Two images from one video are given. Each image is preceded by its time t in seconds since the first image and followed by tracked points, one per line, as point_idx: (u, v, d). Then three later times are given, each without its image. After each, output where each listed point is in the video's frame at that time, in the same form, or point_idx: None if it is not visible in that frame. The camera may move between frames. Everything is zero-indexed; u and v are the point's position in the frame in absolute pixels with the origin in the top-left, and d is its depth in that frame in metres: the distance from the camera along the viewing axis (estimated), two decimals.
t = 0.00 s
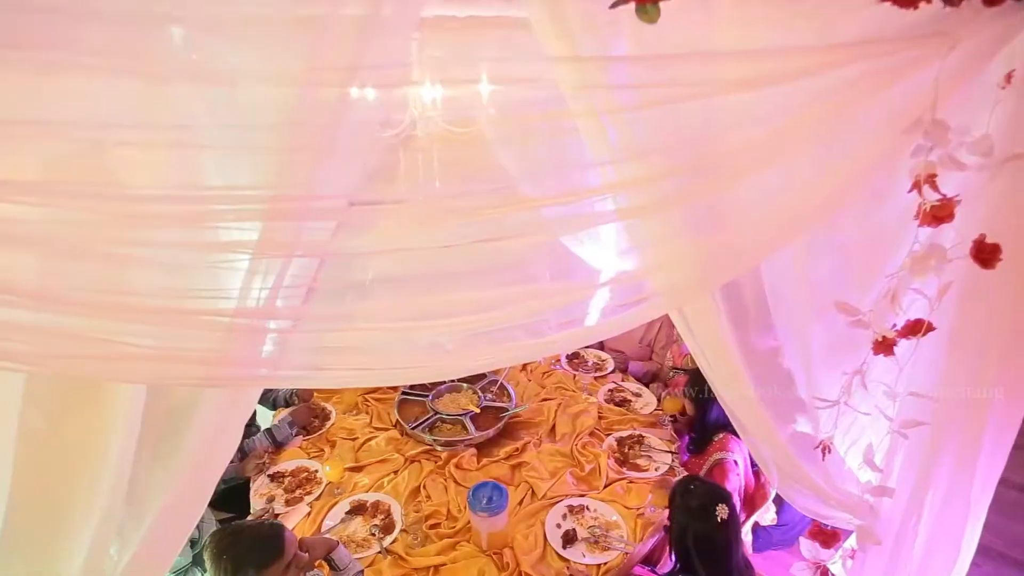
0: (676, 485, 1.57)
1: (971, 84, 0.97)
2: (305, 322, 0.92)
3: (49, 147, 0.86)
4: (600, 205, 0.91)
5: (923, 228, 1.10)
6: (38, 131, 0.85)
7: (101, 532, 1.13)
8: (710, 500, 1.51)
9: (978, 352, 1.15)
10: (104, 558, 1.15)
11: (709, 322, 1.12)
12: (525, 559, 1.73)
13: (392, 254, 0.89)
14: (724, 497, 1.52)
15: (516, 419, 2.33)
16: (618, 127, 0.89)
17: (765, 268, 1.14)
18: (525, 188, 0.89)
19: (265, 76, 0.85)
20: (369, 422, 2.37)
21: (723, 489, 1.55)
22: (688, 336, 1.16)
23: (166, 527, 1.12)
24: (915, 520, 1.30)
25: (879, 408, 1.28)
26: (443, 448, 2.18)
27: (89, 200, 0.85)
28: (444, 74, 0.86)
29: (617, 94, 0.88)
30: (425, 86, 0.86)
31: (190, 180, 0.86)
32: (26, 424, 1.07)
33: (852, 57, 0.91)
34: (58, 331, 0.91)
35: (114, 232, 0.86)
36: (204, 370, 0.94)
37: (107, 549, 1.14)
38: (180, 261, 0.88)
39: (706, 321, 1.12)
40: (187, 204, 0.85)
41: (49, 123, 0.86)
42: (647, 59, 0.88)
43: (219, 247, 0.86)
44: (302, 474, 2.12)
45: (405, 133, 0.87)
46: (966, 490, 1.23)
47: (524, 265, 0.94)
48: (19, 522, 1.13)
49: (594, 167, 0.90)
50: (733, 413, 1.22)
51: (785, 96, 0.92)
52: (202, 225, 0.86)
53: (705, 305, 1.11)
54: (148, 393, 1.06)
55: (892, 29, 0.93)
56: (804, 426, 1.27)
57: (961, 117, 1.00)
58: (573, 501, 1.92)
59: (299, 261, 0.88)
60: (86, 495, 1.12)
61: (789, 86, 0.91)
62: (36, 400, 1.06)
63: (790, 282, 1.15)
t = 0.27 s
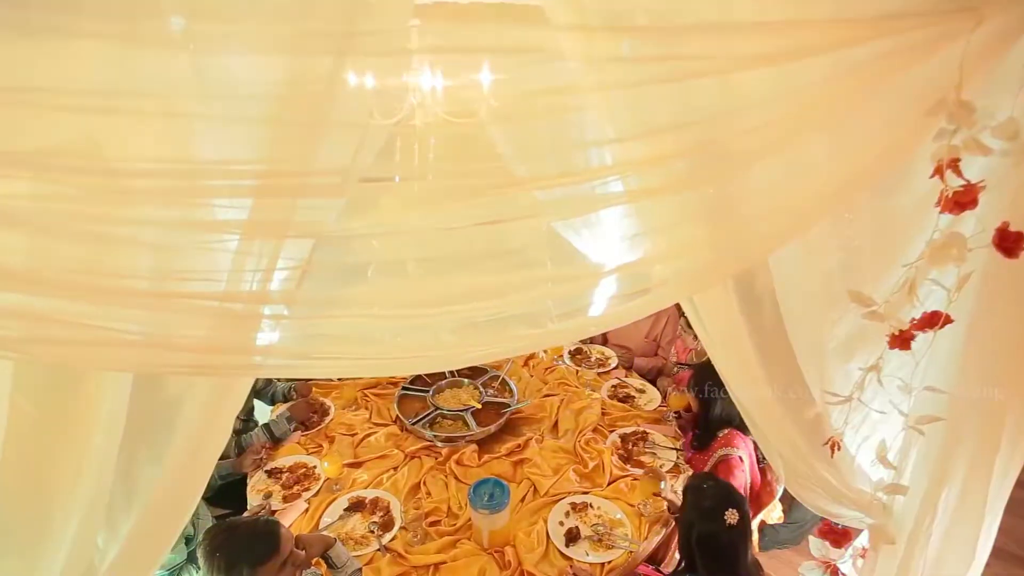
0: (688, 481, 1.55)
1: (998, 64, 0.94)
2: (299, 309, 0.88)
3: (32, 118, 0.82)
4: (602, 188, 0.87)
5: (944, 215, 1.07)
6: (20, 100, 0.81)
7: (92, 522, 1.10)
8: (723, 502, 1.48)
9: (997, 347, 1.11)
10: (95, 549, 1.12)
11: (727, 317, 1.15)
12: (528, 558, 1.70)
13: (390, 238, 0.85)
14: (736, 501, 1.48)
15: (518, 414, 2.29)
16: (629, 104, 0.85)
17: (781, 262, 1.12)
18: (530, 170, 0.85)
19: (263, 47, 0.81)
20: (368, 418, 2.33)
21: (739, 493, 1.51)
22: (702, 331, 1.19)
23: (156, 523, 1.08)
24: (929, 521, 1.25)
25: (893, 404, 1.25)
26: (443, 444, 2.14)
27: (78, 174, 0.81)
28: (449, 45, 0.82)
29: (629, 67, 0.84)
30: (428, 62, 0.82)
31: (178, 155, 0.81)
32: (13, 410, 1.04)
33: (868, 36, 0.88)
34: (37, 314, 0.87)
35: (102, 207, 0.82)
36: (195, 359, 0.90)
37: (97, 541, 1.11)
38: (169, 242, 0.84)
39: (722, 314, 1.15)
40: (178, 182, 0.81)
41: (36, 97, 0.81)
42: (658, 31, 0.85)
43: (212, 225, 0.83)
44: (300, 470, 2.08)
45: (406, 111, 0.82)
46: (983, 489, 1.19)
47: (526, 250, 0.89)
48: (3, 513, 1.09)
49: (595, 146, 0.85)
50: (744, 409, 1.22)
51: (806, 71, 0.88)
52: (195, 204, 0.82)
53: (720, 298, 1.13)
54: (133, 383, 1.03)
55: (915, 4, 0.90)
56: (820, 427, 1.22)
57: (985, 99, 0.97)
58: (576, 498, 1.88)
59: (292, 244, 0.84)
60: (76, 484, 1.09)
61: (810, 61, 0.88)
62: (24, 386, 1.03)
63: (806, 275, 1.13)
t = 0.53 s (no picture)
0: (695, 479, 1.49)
1: None
2: (290, 292, 0.84)
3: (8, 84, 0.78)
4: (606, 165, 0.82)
5: (969, 198, 1.04)
6: None
7: (79, 511, 1.06)
8: (733, 499, 1.42)
9: (1018, 337, 1.08)
10: (79, 539, 1.07)
11: (737, 304, 1.09)
12: (530, 556, 1.66)
13: (384, 217, 0.81)
14: (749, 499, 1.43)
15: (520, 410, 2.25)
16: (637, 77, 0.82)
17: (788, 251, 1.09)
18: (534, 147, 0.81)
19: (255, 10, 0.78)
20: (367, 414, 2.29)
21: (749, 489, 1.46)
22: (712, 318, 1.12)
23: (143, 512, 1.03)
24: (945, 518, 1.21)
25: (909, 398, 1.20)
26: (443, 440, 2.09)
27: (58, 146, 0.77)
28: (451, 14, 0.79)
29: (638, 37, 0.81)
30: (427, 32, 0.78)
31: (165, 125, 0.77)
32: None
33: (881, 8, 0.86)
34: (16, 294, 0.83)
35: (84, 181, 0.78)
36: (180, 342, 0.86)
37: (83, 530, 1.07)
38: (154, 218, 0.79)
39: (731, 300, 1.09)
40: (165, 154, 0.77)
41: (13, 65, 0.77)
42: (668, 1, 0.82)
43: (200, 201, 0.79)
44: (297, 466, 2.04)
45: (403, 82, 0.78)
46: (1003, 485, 1.15)
47: (527, 231, 0.85)
48: None
49: (601, 121, 0.81)
50: (754, 402, 1.17)
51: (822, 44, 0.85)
52: (183, 178, 0.78)
53: (732, 283, 1.07)
54: (116, 368, 1.00)
55: None
56: (835, 425, 1.19)
57: (1012, 77, 0.92)
58: (579, 495, 1.84)
59: (282, 220, 0.80)
60: (62, 470, 1.05)
61: (833, 33, 0.85)
62: (9, 368, 1.00)
63: (814, 268, 1.11)
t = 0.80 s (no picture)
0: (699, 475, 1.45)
1: None
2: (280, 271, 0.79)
3: None
4: (614, 139, 0.79)
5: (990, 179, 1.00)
6: None
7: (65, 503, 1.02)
8: (739, 489, 1.39)
9: None
10: (65, 533, 1.03)
11: (749, 293, 1.05)
12: (531, 554, 1.61)
13: (378, 193, 0.77)
14: (755, 489, 1.39)
15: (521, 405, 2.21)
16: (645, 44, 0.78)
17: (801, 236, 1.05)
18: (539, 119, 0.76)
19: None
20: (365, 409, 2.25)
21: (754, 480, 1.43)
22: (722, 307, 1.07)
23: (130, 498, 1.00)
24: (960, 516, 1.17)
25: (926, 392, 1.17)
26: (442, 436, 2.06)
27: (41, 112, 0.74)
28: None
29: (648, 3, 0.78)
30: (427, 19, 0.75)
31: (150, 89, 0.74)
32: None
33: None
34: None
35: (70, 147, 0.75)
36: (164, 324, 0.81)
37: (73, 523, 1.03)
38: (139, 188, 0.76)
39: (744, 288, 1.04)
40: (149, 119, 0.74)
41: None
42: None
43: (188, 171, 0.75)
44: (294, 462, 2.00)
45: (401, 59, 0.74)
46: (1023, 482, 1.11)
47: (529, 209, 0.81)
48: None
49: (611, 91, 0.77)
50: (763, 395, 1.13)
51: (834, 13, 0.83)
52: (170, 147, 0.74)
53: (744, 269, 1.03)
54: (104, 348, 0.96)
55: None
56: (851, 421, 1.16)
57: None
58: (582, 492, 1.80)
59: (271, 193, 0.76)
60: (47, 454, 1.02)
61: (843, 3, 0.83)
62: None
63: (829, 255, 1.07)
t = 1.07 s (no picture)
0: (700, 471, 1.41)
1: None
2: (274, 245, 0.76)
3: None
4: (623, 108, 0.76)
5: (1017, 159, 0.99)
6: None
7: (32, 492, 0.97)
8: (746, 481, 1.34)
9: None
10: (30, 524, 0.98)
11: (771, 284, 0.99)
12: (533, 551, 1.56)
13: (371, 156, 0.73)
14: (762, 481, 1.35)
15: (522, 400, 2.17)
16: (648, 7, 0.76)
17: (824, 220, 1.01)
18: (551, 90, 0.74)
19: None
20: (364, 404, 2.22)
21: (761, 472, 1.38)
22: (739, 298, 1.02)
23: (116, 476, 0.99)
24: (977, 514, 1.12)
25: (945, 382, 1.15)
26: (443, 431, 2.01)
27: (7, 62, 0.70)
28: None
29: None
30: None
31: (125, 41, 0.71)
32: None
33: None
34: None
35: (53, 114, 0.71)
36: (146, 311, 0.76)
37: (44, 510, 0.98)
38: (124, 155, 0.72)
39: (768, 278, 0.98)
40: (122, 71, 0.70)
41: None
42: None
43: (180, 137, 0.72)
44: (291, 456, 1.96)
45: (401, 43, 0.72)
46: None
47: (529, 180, 0.77)
48: None
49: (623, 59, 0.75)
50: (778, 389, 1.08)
51: None
52: (156, 109, 0.71)
53: (768, 257, 0.97)
54: (68, 328, 0.91)
55: None
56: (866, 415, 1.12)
57: None
58: (586, 488, 1.75)
59: (259, 159, 0.73)
60: None
61: None
62: None
63: (850, 242, 1.03)
